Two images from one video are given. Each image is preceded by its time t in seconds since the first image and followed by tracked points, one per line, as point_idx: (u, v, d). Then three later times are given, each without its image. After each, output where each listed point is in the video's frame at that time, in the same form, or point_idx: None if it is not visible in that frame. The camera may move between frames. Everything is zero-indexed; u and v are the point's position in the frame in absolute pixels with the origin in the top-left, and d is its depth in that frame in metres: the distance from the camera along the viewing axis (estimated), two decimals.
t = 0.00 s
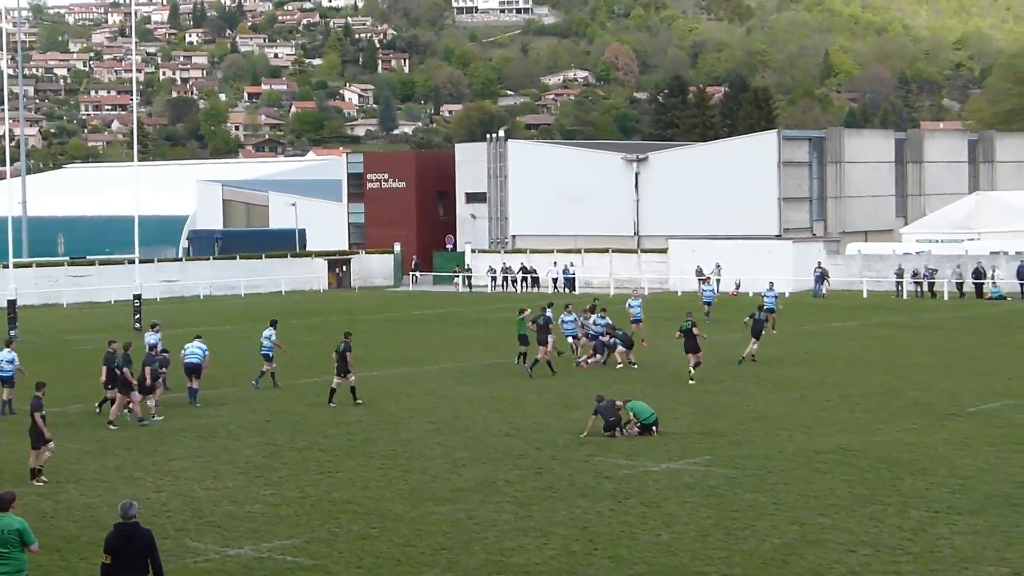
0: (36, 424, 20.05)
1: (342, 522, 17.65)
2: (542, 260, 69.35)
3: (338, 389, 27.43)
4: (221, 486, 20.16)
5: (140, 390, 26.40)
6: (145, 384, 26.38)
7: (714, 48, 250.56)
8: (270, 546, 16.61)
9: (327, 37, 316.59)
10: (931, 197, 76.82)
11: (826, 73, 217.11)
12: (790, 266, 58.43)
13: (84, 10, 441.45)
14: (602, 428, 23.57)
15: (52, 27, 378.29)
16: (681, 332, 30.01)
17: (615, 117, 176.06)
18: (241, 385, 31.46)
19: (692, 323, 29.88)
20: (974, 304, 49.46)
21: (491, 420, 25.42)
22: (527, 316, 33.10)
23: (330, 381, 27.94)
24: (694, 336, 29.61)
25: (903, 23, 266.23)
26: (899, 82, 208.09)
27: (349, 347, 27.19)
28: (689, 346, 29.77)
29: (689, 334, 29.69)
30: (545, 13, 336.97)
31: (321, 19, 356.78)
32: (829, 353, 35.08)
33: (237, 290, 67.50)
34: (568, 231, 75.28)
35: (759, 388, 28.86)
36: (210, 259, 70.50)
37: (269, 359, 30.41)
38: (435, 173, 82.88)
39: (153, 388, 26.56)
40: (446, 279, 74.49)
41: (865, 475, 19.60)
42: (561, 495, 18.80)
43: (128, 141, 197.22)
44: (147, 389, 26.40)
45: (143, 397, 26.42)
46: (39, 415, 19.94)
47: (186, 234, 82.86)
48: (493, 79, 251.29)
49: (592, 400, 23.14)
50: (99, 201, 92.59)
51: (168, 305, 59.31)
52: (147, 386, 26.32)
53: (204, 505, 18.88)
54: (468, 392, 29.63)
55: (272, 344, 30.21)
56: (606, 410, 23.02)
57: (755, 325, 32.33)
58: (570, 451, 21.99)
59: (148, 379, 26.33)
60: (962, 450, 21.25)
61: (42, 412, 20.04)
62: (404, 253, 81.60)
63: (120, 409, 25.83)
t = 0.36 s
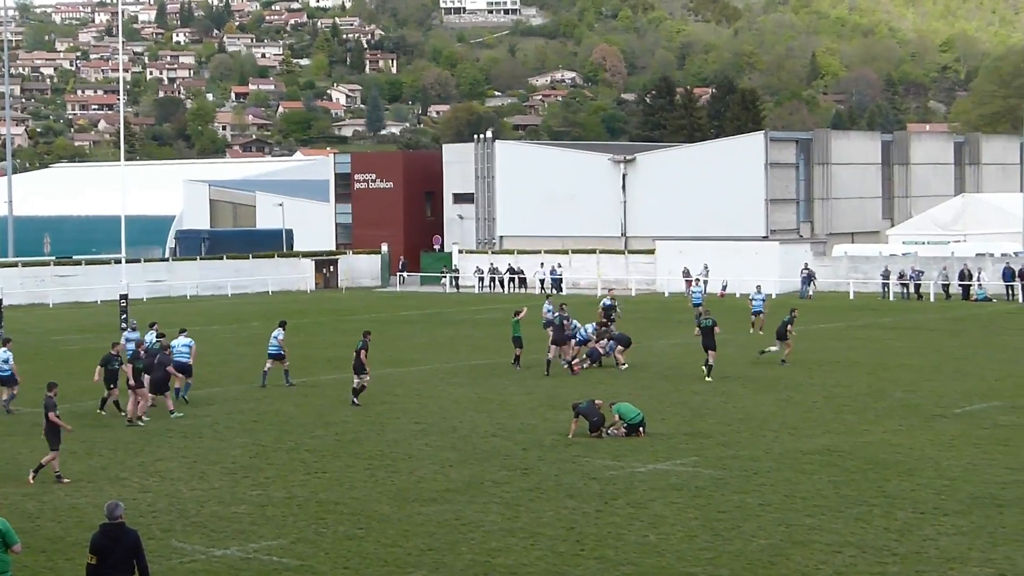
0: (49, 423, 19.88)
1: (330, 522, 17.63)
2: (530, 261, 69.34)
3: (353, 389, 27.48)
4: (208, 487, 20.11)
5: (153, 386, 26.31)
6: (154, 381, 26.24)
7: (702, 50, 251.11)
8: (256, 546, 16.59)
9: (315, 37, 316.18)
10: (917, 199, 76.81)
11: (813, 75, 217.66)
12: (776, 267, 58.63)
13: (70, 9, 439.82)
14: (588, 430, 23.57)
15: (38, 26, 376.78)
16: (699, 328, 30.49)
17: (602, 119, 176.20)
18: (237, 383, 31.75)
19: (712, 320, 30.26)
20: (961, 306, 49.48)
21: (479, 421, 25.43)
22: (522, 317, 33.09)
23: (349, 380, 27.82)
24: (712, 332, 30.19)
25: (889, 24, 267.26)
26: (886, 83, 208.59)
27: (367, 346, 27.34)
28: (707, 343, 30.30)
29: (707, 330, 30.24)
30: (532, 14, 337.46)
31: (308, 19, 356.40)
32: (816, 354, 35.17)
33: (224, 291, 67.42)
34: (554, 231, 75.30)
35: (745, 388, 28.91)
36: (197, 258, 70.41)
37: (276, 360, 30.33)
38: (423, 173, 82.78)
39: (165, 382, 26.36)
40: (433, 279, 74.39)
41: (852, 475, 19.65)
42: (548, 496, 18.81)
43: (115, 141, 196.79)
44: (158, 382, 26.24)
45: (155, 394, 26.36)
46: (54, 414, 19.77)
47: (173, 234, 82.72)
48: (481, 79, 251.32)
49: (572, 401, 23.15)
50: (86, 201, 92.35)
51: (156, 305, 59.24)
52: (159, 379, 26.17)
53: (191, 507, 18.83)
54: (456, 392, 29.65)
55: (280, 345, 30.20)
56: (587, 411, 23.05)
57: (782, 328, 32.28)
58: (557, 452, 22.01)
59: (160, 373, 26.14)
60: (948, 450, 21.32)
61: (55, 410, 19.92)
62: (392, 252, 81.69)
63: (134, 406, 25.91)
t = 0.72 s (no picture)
0: (48, 429, 19.68)
1: (305, 527, 17.58)
2: (507, 265, 69.37)
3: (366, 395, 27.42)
4: (183, 491, 20.01)
5: (158, 387, 26.15)
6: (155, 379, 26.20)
7: (679, 54, 251.96)
8: (231, 551, 16.52)
9: (292, 39, 315.39)
10: (892, 204, 77.16)
11: (790, 80, 218.56)
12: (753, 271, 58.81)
13: (44, 9, 437.02)
14: (566, 434, 23.56)
15: (12, 27, 374.39)
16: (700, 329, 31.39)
17: (580, 123, 176.31)
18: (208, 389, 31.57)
19: (712, 321, 31.33)
20: (936, 310, 49.73)
21: (456, 425, 25.38)
22: (507, 323, 32.96)
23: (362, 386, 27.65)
24: (713, 333, 31.15)
25: (865, 30, 268.99)
26: (862, 89, 209.63)
27: (384, 354, 27.18)
28: (708, 343, 31.27)
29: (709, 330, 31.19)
30: (510, 17, 337.89)
31: (285, 21, 355.60)
32: (794, 357, 35.30)
33: (200, 295, 67.10)
34: (531, 235, 75.43)
35: (724, 392, 29.01)
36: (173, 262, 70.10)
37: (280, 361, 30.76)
38: (401, 176, 82.56)
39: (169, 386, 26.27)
40: (410, 283, 74.42)
41: (828, 479, 19.74)
42: (526, 500, 18.80)
43: (90, 143, 195.75)
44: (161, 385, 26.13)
45: (162, 394, 26.21)
46: (52, 420, 19.56)
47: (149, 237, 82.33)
48: (459, 83, 251.33)
49: (549, 403, 23.21)
50: (59, 204, 91.77)
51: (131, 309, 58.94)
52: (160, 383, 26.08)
53: (167, 511, 18.74)
54: (437, 396, 29.67)
55: (285, 345, 30.58)
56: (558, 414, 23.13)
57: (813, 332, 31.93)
58: (534, 456, 22.00)
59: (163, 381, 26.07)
60: (922, 454, 21.44)
61: (54, 415, 19.70)
62: (369, 256, 81.70)
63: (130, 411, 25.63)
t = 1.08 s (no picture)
0: (18, 431, 19.37)
1: (244, 529, 17.44)
2: (448, 266, 69.27)
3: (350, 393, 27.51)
4: (121, 494, 19.74)
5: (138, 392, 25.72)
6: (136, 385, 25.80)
7: (621, 56, 253.36)
8: (169, 554, 16.32)
9: (232, 39, 312.81)
10: (831, 206, 77.98)
11: (730, 83, 220.47)
12: (693, 272, 59.20)
13: None
14: (504, 435, 23.55)
15: None
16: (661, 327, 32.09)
17: (521, 124, 176.49)
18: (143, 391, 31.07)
19: (675, 319, 31.92)
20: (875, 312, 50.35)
21: (396, 426, 25.30)
22: (454, 325, 32.51)
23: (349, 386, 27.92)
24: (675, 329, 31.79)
25: (804, 33, 272.25)
26: (801, 92, 211.86)
27: (368, 354, 27.20)
28: (669, 340, 31.94)
29: (669, 326, 31.86)
30: (451, 18, 338.48)
31: (225, 21, 352.70)
32: (734, 359, 35.58)
33: (138, 295, 66.39)
34: (472, 236, 75.41)
35: (666, 393, 29.21)
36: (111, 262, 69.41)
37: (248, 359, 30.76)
38: (341, 177, 82.34)
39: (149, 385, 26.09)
40: (351, 284, 74.04)
41: (768, 479, 19.87)
42: (468, 500, 18.77)
43: (26, 142, 192.87)
44: (143, 385, 25.93)
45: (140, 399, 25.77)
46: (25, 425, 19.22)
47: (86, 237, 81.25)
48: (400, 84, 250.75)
49: (488, 405, 23.12)
50: None
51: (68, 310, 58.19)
52: (144, 382, 25.86)
53: (103, 514, 18.49)
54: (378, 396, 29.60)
55: (252, 344, 30.50)
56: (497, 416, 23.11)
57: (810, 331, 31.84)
58: (475, 457, 21.96)
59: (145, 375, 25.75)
60: (861, 455, 21.68)
61: (27, 419, 19.37)
62: (310, 257, 81.32)
63: (91, 413, 25.27)
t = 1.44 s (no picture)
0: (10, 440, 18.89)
1: (201, 533, 17.32)
2: (406, 268, 69.13)
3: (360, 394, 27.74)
4: (77, 498, 19.57)
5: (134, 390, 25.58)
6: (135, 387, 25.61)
7: (578, 58, 254.26)
8: (125, 557, 16.19)
9: (188, 41, 310.87)
10: (788, 208, 78.48)
11: (687, 85, 221.69)
12: (650, 274, 59.44)
13: None
14: (461, 437, 23.54)
15: None
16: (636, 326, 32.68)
17: (479, 126, 176.57)
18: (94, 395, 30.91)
19: (649, 319, 32.49)
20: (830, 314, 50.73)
21: (353, 429, 25.25)
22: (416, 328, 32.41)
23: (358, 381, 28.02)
24: (649, 330, 32.38)
25: (761, 36, 274.27)
26: (758, 94, 213.38)
27: (373, 353, 27.52)
28: (644, 340, 32.54)
29: (644, 328, 32.43)
30: (409, 21, 338.62)
31: (181, 23, 350.39)
32: (690, 361, 35.81)
33: (93, 297, 65.88)
34: (429, 238, 75.41)
35: (623, 394, 29.37)
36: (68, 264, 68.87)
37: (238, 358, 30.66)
38: (298, 179, 82.15)
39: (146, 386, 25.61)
40: (308, 287, 73.64)
41: (724, 482, 19.97)
42: (424, 504, 18.74)
43: None
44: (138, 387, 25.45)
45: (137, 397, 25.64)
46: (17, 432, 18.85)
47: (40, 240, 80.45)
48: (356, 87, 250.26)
49: (444, 406, 23.05)
50: None
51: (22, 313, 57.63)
52: (139, 383, 25.36)
53: (59, 518, 18.30)
54: (334, 399, 29.51)
55: (242, 344, 30.62)
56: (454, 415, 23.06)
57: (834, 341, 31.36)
58: (433, 459, 21.94)
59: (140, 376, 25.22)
60: (816, 457, 21.84)
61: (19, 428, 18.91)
62: (266, 259, 81.16)
63: (75, 413, 25.35)
